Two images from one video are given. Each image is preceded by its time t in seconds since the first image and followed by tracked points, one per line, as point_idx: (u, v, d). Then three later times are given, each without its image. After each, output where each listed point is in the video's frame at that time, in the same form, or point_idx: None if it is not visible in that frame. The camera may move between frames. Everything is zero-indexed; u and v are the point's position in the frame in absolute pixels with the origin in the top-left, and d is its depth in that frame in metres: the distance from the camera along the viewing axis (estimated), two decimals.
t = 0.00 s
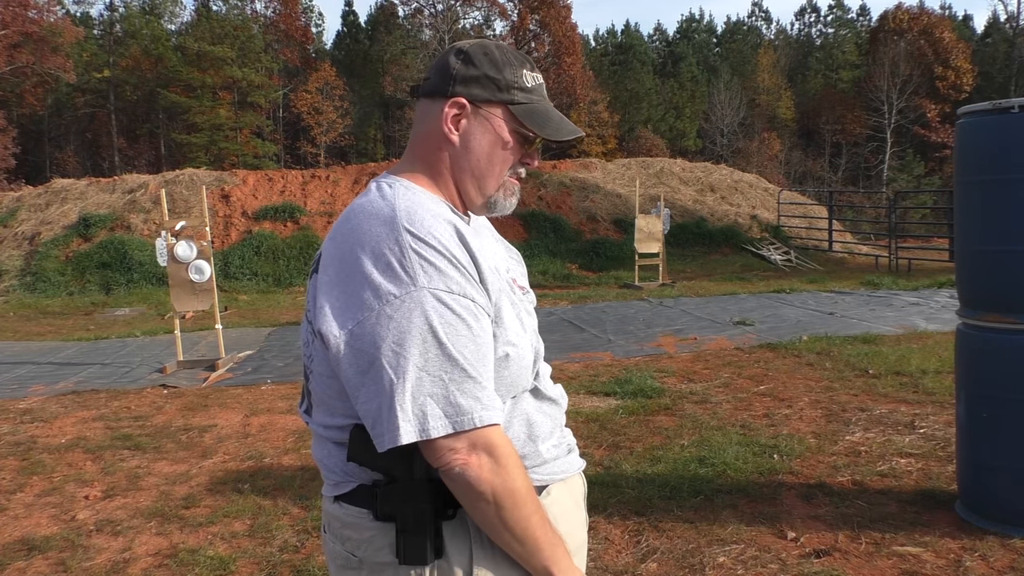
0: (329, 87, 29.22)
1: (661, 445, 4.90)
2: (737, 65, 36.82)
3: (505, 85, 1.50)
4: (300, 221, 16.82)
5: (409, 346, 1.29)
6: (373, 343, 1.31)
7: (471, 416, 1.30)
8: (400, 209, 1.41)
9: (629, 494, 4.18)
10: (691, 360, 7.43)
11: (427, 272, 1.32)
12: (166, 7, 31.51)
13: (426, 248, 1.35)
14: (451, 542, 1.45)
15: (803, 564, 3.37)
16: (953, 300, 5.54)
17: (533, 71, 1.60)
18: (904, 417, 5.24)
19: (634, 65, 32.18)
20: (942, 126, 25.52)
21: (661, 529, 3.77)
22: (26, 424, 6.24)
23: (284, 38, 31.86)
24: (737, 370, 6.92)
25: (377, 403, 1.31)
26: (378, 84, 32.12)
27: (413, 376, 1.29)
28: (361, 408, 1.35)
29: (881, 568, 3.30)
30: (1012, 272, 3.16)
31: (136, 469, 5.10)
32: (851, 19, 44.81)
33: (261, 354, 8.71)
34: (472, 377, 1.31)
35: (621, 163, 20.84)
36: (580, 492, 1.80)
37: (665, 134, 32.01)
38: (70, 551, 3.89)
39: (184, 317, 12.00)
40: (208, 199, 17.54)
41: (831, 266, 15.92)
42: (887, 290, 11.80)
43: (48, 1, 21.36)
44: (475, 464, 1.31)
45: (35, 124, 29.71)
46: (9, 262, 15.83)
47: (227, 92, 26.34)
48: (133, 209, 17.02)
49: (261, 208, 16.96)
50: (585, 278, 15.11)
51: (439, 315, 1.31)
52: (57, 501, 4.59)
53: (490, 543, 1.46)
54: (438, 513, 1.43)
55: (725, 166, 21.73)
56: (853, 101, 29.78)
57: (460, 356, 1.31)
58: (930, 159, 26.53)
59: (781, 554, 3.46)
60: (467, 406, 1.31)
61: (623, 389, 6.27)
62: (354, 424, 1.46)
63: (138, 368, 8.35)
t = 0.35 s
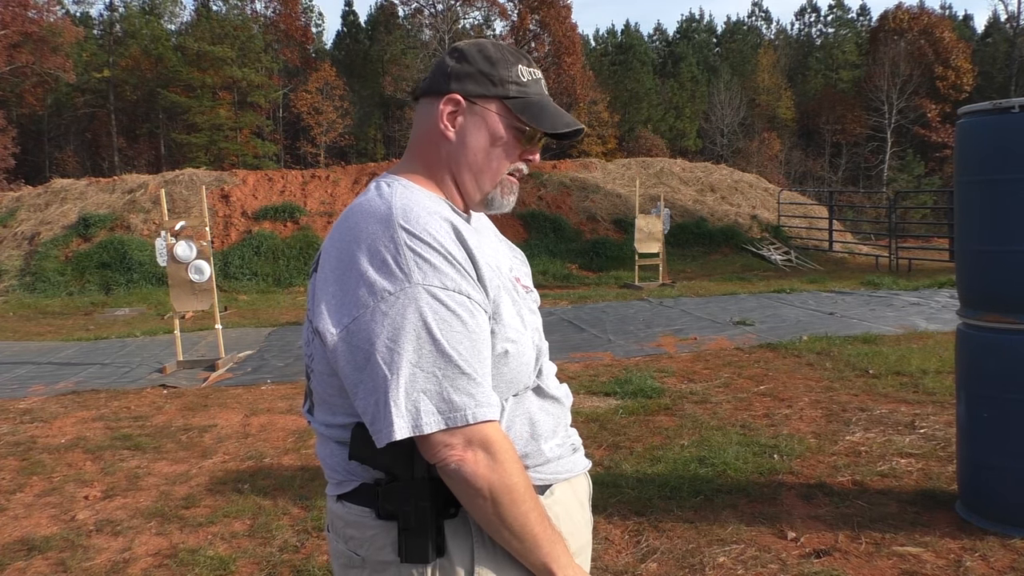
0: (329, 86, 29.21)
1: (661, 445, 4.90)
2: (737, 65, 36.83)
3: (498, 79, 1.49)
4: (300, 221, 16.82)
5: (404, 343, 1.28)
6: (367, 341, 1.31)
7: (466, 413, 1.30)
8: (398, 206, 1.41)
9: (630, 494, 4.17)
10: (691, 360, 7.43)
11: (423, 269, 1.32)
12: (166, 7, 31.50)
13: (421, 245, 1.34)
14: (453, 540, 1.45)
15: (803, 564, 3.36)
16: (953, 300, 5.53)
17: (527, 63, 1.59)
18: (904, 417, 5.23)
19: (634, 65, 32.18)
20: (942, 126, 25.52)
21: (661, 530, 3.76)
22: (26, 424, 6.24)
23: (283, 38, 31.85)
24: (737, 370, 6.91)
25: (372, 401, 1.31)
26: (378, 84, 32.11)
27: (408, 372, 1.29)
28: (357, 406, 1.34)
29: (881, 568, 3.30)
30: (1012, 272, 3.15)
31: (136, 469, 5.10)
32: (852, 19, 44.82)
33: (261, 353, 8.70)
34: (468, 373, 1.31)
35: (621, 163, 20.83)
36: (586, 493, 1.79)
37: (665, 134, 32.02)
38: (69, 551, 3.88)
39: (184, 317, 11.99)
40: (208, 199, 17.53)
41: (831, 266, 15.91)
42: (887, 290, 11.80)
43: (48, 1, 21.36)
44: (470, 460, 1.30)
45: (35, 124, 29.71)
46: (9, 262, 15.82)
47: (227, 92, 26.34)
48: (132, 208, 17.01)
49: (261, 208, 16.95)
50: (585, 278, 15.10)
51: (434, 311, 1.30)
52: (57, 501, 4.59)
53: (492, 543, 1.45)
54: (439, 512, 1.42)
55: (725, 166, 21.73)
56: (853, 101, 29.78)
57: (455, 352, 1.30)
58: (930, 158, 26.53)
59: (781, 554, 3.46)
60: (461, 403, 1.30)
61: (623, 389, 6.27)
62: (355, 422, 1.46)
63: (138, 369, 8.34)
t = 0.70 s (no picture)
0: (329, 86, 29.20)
1: (661, 445, 4.90)
2: (737, 65, 36.82)
3: (456, 69, 1.53)
4: (300, 221, 16.82)
5: (399, 339, 1.29)
6: (363, 336, 1.31)
7: (460, 409, 1.30)
8: (395, 204, 1.42)
9: (630, 494, 4.18)
10: (691, 360, 7.43)
11: (418, 266, 1.33)
12: (166, 7, 31.48)
13: (417, 243, 1.35)
14: (453, 538, 1.45)
15: (803, 564, 3.37)
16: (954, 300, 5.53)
17: (496, 45, 1.61)
18: (904, 417, 5.23)
19: (633, 65, 32.18)
20: (942, 126, 25.51)
21: (661, 529, 3.77)
22: (26, 424, 6.24)
23: (284, 38, 31.85)
24: (737, 370, 6.91)
25: (369, 397, 1.31)
26: (378, 84, 32.12)
27: (403, 368, 1.29)
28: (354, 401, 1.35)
29: (881, 568, 3.30)
30: (1012, 271, 3.16)
31: (136, 469, 5.10)
32: (852, 19, 44.82)
33: (261, 353, 8.71)
34: (463, 370, 1.31)
35: (621, 163, 20.83)
36: (588, 494, 1.80)
37: (665, 134, 32.04)
38: (70, 551, 3.89)
39: (184, 317, 12.00)
40: (208, 199, 17.54)
41: (831, 266, 15.91)
42: (887, 290, 11.80)
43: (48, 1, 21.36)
44: (467, 457, 1.31)
45: (35, 124, 29.72)
46: (9, 262, 15.83)
47: (227, 92, 26.34)
48: (133, 209, 17.01)
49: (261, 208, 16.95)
50: (585, 278, 15.11)
51: (428, 309, 1.31)
52: (57, 501, 4.59)
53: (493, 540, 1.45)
54: (440, 512, 1.42)
55: (725, 166, 21.72)
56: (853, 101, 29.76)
57: (451, 349, 1.31)
58: (930, 159, 26.52)
59: (781, 554, 3.46)
60: (456, 399, 1.30)
61: (623, 389, 6.27)
62: (355, 419, 1.47)
63: (138, 369, 8.34)
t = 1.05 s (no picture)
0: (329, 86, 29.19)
1: (661, 445, 4.90)
2: (737, 66, 36.83)
3: (446, 70, 1.53)
4: (300, 221, 16.82)
5: (387, 344, 1.29)
6: (351, 341, 1.31)
7: (449, 414, 1.30)
8: (386, 207, 1.42)
9: (630, 494, 4.18)
10: (691, 360, 7.43)
11: (407, 271, 1.33)
12: (166, 7, 31.46)
13: (407, 247, 1.35)
14: (448, 541, 1.45)
15: (803, 564, 3.37)
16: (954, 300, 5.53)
17: (485, 44, 1.60)
18: (904, 417, 5.23)
19: (633, 65, 32.18)
20: (942, 126, 25.50)
21: (661, 529, 3.77)
22: (26, 424, 6.24)
23: (284, 38, 31.84)
24: (737, 370, 6.91)
25: (359, 401, 1.31)
26: (378, 84, 32.12)
27: (391, 373, 1.29)
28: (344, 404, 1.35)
29: (881, 568, 3.30)
30: (1012, 272, 3.16)
31: (136, 469, 5.10)
32: (852, 19, 44.86)
33: (261, 353, 8.71)
34: (453, 375, 1.31)
35: (621, 163, 20.83)
36: (587, 496, 1.80)
37: (665, 134, 32.06)
38: (70, 551, 3.89)
39: (184, 317, 12.00)
40: (208, 199, 17.54)
41: (831, 266, 15.91)
42: (887, 290, 11.80)
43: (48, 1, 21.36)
44: (458, 460, 1.31)
45: (35, 124, 29.73)
46: (9, 262, 15.82)
47: (227, 92, 26.34)
48: (133, 209, 17.01)
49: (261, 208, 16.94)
50: (585, 278, 15.11)
51: (417, 313, 1.30)
52: (57, 501, 4.59)
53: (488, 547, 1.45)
54: (434, 514, 1.42)
55: (725, 166, 21.72)
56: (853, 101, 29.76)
57: (440, 354, 1.31)
58: (930, 159, 26.52)
59: (781, 554, 3.46)
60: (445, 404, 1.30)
61: (623, 389, 6.27)
62: (347, 422, 1.47)
63: (138, 368, 8.34)
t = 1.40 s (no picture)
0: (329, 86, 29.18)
1: (661, 445, 4.90)
2: (737, 66, 36.82)
3: (452, 69, 1.54)
4: (300, 221, 16.82)
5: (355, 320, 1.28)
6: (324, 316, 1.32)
7: (391, 394, 1.26)
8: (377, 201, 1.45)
9: (630, 494, 4.18)
10: (691, 360, 7.43)
11: (380, 253, 1.33)
12: (166, 7, 31.44)
13: (383, 229, 1.36)
14: (457, 539, 1.47)
15: (804, 564, 3.36)
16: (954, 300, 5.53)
17: (490, 42, 1.60)
18: (904, 417, 5.23)
19: (633, 65, 32.18)
20: (942, 126, 25.49)
21: (661, 529, 3.77)
22: (26, 424, 6.24)
23: (284, 38, 31.84)
24: (737, 370, 6.91)
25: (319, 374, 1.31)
26: (378, 84, 32.10)
27: (350, 348, 1.27)
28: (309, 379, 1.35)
29: (881, 568, 3.30)
30: (1013, 272, 3.16)
31: (136, 469, 5.10)
32: (851, 19, 44.88)
33: (261, 353, 8.71)
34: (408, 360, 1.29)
35: (621, 163, 20.83)
36: (590, 494, 1.81)
37: (665, 134, 32.06)
38: (70, 551, 3.89)
39: (184, 317, 12.00)
40: (208, 199, 17.54)
41: (831, 266, 15.91)
42: (887, 290, 11.80)
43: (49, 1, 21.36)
44: (378, 434, 1.25)
45: (35, 124, 29.73)
46: (9, 262, 15.82)
47: (227, 92, 26.35)
48: (133, 209, 17.01)
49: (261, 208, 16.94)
50: (585, 278, 15.11)
51: (389, 297, 1.30)
52: (57, 501, 4.59)
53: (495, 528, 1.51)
54: (443, 513, 1.44)
55: (725, 166, 21.72)
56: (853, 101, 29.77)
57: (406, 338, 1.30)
58: (930, 159, 26.52)
59: (781, 554, 3.46)
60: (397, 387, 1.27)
61: (623, 389, 6.27)
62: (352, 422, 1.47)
63: (138, 369, 8.34)
